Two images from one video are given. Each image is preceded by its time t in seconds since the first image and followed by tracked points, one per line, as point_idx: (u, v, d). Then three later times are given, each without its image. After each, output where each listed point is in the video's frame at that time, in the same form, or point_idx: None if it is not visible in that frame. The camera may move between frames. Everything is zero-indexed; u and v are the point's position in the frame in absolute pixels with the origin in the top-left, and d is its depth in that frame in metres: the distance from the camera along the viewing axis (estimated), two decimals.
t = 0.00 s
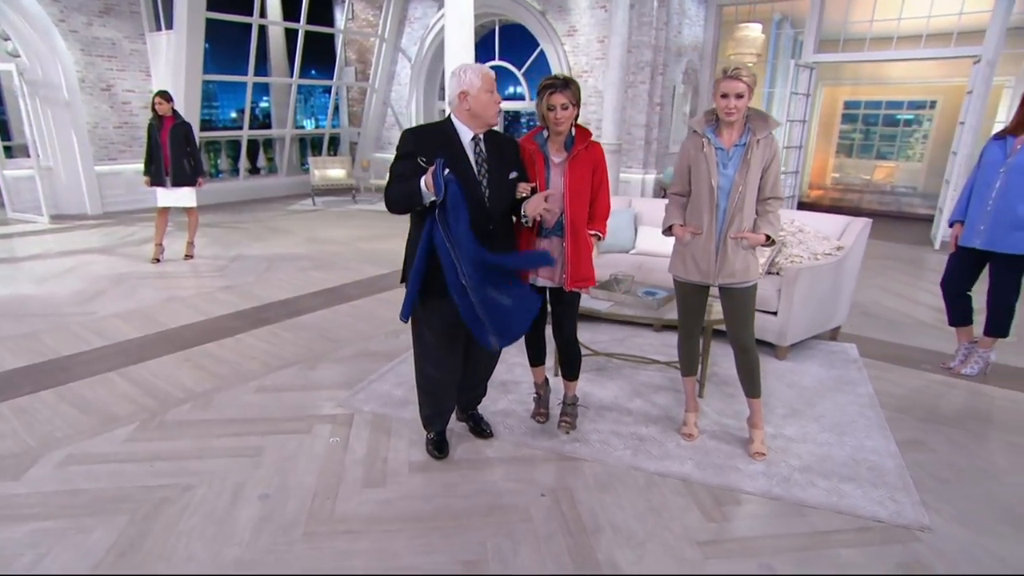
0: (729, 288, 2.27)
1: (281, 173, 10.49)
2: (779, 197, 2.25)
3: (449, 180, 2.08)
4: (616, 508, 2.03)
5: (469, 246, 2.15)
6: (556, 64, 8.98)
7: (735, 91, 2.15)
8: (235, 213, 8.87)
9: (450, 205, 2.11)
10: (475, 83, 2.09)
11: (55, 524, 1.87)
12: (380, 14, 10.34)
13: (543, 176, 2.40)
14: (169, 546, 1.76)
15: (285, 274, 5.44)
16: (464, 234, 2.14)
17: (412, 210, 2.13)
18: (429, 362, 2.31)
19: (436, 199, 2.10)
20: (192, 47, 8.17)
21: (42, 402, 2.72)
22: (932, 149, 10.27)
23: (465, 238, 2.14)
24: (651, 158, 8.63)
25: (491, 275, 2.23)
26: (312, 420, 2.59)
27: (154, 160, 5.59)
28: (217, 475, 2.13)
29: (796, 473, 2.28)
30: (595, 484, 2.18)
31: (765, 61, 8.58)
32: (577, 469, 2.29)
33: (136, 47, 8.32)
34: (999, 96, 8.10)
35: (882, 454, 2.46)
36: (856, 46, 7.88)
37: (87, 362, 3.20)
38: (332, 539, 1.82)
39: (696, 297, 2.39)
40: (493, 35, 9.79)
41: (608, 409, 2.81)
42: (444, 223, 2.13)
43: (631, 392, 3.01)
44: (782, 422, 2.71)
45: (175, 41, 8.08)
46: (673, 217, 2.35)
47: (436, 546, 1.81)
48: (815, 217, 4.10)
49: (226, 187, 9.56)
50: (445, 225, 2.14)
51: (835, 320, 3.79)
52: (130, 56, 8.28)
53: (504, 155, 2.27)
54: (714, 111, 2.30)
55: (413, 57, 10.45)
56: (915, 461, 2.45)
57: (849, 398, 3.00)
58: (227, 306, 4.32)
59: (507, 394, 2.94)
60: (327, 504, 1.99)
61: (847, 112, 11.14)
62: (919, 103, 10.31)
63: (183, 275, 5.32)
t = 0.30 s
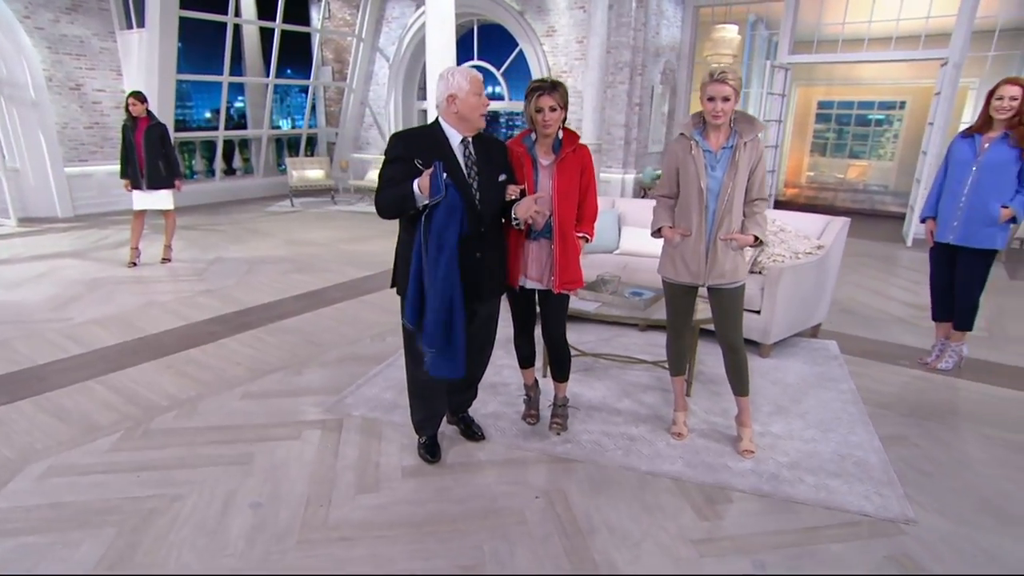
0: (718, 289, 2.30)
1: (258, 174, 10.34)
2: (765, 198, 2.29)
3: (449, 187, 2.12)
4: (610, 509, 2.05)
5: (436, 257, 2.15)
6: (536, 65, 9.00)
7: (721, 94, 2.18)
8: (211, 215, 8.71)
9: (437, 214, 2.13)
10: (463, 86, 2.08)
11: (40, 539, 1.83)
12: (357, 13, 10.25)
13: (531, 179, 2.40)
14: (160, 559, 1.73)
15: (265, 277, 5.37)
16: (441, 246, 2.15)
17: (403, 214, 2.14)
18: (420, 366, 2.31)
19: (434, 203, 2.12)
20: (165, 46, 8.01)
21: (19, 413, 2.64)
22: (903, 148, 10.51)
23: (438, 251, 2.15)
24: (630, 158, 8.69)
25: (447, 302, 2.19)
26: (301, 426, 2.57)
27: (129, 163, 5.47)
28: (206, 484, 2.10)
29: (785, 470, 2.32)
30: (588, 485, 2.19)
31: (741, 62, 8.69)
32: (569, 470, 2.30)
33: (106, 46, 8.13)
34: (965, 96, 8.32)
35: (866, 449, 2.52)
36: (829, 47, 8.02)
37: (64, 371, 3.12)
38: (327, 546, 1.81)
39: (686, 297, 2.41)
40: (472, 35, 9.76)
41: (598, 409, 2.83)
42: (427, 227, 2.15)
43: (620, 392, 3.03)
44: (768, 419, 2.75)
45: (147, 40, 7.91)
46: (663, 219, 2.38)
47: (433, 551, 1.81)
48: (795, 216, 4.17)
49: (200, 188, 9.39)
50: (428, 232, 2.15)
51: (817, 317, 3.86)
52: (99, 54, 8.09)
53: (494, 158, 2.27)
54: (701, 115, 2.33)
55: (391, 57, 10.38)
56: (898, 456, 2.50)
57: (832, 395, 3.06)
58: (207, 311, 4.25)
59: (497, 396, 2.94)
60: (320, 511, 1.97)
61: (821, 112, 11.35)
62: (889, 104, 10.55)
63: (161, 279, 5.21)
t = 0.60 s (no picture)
0: (708, 289, 2.33)
1: (234, 175, 10.18)
2: (752, 199, 2.32)
3: (436, 198, 2.13)
4: (604, 510, 2.06)
5: (412, 266, 2.14)
6: (515, 65, 9.00)
7: (703, 96, 2.20)
8: (187, 216, 8.55)
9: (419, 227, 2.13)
10: (452, 89, 2.08)
11: (23, 555, 1.78)
12: (334, 12, 10.15)
13: (520, 181, 2.40)
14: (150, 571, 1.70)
15: (246, 280, 5.29)
16: (419, 256, 2.14)
17: (391, 220, 2.14)
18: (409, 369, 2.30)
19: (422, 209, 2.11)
20: (137, 45, 7.85)
21: None
22: (875, 148, 10.76)
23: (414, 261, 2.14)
24: (611, 158, 8.73)
25: (418, 314, 2.16)
26: (290, 432, 2.54)
27: (103, 165, 5.34)
28: (195, 494, 2.06)
29: (774, 467, 2.36)
30: (582, 486, 2.20)
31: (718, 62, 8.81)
32: (562, 472, 2.31)
33: (76, 44, 7.96)
34: (933, 97, 8.54)
35: (851, 445, 2.56)
36: (803, 49, 8.16)
37: (40, 380, 3.03)
38: (322, 554, 1.79)
39: (675, 298, 2.44)
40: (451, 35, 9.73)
41: (588, 410, 2.84)
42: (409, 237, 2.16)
43: (608, 392, 3.05)
44: (756, 417, 2.79)
45: (119, 38, 7.75)
46: (652, 221, 2.40)
47: (430, 556, 1.80)
48: (777, 216, 4.24)
49: (176, 190, 9.21)
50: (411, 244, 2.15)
51: (799, 314, 3.92)
52: (69, 52, 7.91)
53: (483, 161, 2.27)
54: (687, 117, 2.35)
55: (369, 56, 10.30)
56: (882, 451, 2.56)
57: (816, 391, 3.11)
58: (188, 315, 4.17)
59: (487, 399, 2.94)
60: (313, 518, 1.95)
61: (796, 112, 11.54)
62: (862, 104, 10.77)
63: (138, 283, 5.10)
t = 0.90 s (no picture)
0: (697, 290, 2.35)
1: (213, 175, 10.02)
2: (741, 201, 2.34)
3: (430, 204, 2.10)
4: (599, 511, 2.07)
5: (413, 274, 2.13)
6: (497, 65, 8.99)
7: (690, 98, 2.21)
8: (165, 218, 8.41)
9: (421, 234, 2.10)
10: (439, 91, 2.06)
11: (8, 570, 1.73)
12: (313, 11, 10.05)
13: (511, 185, 2.40)
14: None
15: (228, 283, 5.21)
16: (418, 262, 2.12)
17: (381, 224, 2.12)
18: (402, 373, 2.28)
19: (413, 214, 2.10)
20: (111, 43, 7.69)
21: None
22: (852, 147, 10.96)
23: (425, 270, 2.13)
24: (593, 158, 8.76)
25: (432, 319, 2.17)
26: (281, 438, 2.51)
27: (77, 168, 5.21)
28: (184, 503, 2.03)
29: (764, 465, 2.38)
30: (576, 488, 2.21)
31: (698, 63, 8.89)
32: (556, 473, 2.31)
33: (46, 41, 7.75)
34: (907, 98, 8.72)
35: (838, 442, 2.60)
36: (782, 49, 8.27)
37: (18, 389, 2.96)
38: (318, 562, 1.77)
39: (666, 298, 2.45)
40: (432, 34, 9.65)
41: (579, 411, 2.85)
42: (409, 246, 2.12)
43: (599, 392, 3.06)
44: (745, 416, 2.82)
45: (92, 35, 7.59)
46: (642, 222, 2.42)
47: (427, 562, 1.79)
48: (762, 216, 4.30)
49: (153, 191, 9.04)
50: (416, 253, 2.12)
51: (784, 312, 3.97)
52: (38, 50, 7.71)
53: (473, 164, 2.26)
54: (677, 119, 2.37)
55: (350, 55, 10.21)
56: (868, 447, 2.60)
57: (803, 389, 3.16)
58: (169, 320, 4.09)
59: (478, 401, 2.93)
60: (307, 526, 1.93)
61: (775, 112, 11.69)
62: (838, 104, 10.96)
63: (116, 287, 5.00)
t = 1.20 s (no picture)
0: (693, 291, 2.37)
1: (196, 176, 9.90)
2: (736, 202, 2.36)
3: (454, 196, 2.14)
4: (598, 512, 2.07)
5: (434, 269, 2.12)
6: (484, 64, 8.98)
7: (686, 100, 2.22)
8: (148, 219, 8.29)
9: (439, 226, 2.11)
10: (432, 93, 2.03)
11: None
12: (297, 10, 9.96)
13: (504, 187, 2.39)
14: None
15: (215, 286, 5.15)
16: (439, 255, 2.12)
17: (376, 224, 2.08)
18: (398, 377, 2.26)
19: (410, 214, 2.08)
20: (90, 41, 7.56)
21: None
22: (835, 146, 11.11)
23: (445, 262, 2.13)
24: (580, 157, 8.77)
25: (459, 308, 2.18)
26: (275, 443, 2.48)
27: (58, 169, 5.10)
28: (179, 511, 2.00)
29: (759, 464, 2.41)
30: (574, 489, 2.21)
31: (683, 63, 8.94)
32: (554, 475, 2.31)
33: (21, 39, 7.61)
34: (888, 98, 8.85)
35: (831, 439, 2.63)
36: (766, 49, 8.34)
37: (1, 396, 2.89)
38: (317, 569, 1.76)
39: (662, 299, 2.46)
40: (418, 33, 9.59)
41: (575, 412, 2.85)
42: (427, 243, 2.10)
43: (593, 393, 3.07)
44: (739, 415, 2.84)
45: (71, 34, 7.46)
46: (637, 223, 2.43)
47: (428, 566, 1.78)
48: (751, 216, 4.34)
49: (135, 192, 8.91)
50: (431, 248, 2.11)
51: (774, 311, 4.00)
52: (14, 48, 7.56)
53: (468, 166, 2.21)
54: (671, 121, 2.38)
55: (335, 55, 10.13)
56: (860, 444, 2.64)
57: (794, 387, 3.19)
58: (156, 323, 4.03)
59: (473, 403, 2.92)
60: (305, 532, 1.91)
61: (759, 111, 11.79)
62: (821, 104, 11.09)
63: (100, 290, 4.92)
